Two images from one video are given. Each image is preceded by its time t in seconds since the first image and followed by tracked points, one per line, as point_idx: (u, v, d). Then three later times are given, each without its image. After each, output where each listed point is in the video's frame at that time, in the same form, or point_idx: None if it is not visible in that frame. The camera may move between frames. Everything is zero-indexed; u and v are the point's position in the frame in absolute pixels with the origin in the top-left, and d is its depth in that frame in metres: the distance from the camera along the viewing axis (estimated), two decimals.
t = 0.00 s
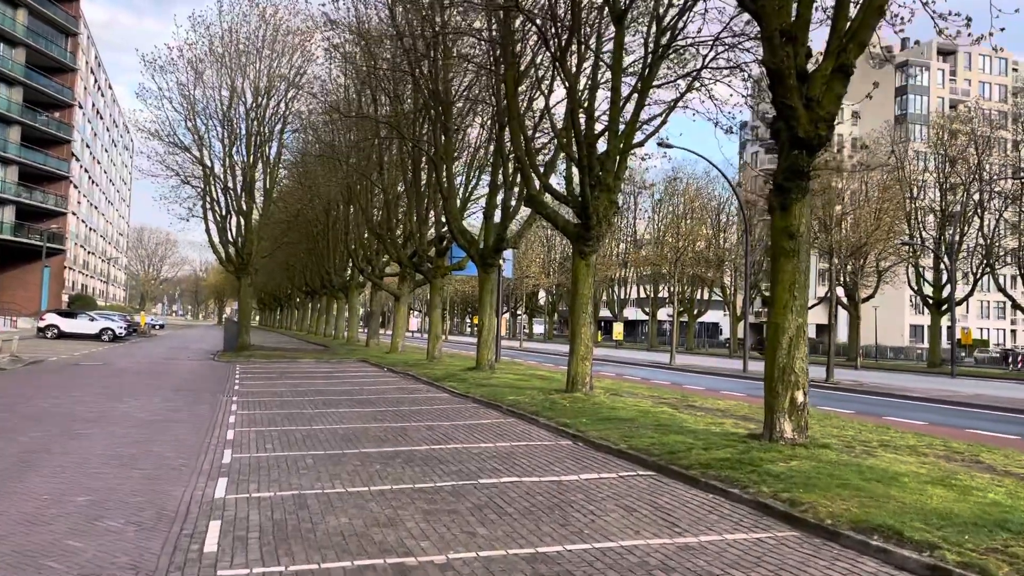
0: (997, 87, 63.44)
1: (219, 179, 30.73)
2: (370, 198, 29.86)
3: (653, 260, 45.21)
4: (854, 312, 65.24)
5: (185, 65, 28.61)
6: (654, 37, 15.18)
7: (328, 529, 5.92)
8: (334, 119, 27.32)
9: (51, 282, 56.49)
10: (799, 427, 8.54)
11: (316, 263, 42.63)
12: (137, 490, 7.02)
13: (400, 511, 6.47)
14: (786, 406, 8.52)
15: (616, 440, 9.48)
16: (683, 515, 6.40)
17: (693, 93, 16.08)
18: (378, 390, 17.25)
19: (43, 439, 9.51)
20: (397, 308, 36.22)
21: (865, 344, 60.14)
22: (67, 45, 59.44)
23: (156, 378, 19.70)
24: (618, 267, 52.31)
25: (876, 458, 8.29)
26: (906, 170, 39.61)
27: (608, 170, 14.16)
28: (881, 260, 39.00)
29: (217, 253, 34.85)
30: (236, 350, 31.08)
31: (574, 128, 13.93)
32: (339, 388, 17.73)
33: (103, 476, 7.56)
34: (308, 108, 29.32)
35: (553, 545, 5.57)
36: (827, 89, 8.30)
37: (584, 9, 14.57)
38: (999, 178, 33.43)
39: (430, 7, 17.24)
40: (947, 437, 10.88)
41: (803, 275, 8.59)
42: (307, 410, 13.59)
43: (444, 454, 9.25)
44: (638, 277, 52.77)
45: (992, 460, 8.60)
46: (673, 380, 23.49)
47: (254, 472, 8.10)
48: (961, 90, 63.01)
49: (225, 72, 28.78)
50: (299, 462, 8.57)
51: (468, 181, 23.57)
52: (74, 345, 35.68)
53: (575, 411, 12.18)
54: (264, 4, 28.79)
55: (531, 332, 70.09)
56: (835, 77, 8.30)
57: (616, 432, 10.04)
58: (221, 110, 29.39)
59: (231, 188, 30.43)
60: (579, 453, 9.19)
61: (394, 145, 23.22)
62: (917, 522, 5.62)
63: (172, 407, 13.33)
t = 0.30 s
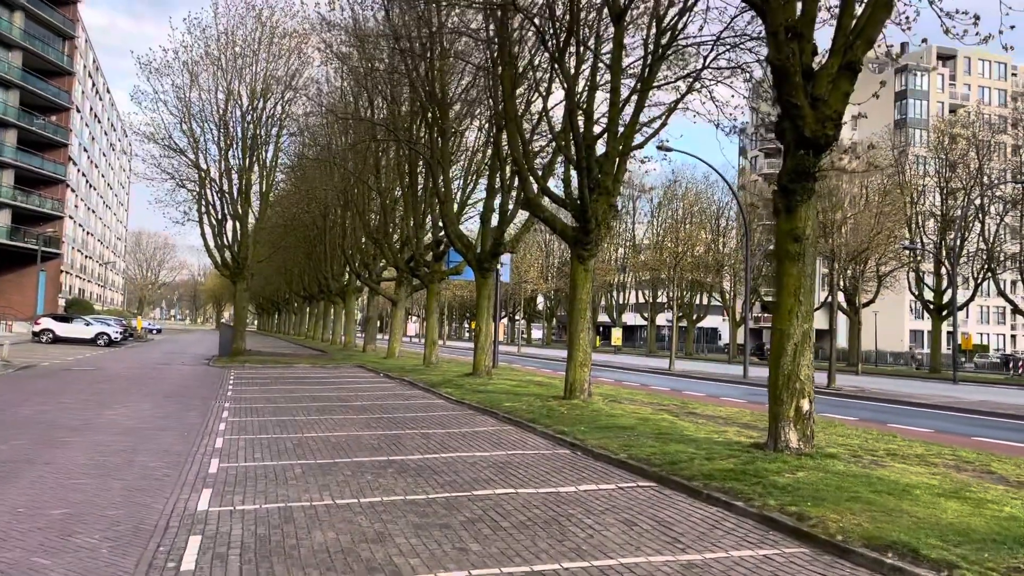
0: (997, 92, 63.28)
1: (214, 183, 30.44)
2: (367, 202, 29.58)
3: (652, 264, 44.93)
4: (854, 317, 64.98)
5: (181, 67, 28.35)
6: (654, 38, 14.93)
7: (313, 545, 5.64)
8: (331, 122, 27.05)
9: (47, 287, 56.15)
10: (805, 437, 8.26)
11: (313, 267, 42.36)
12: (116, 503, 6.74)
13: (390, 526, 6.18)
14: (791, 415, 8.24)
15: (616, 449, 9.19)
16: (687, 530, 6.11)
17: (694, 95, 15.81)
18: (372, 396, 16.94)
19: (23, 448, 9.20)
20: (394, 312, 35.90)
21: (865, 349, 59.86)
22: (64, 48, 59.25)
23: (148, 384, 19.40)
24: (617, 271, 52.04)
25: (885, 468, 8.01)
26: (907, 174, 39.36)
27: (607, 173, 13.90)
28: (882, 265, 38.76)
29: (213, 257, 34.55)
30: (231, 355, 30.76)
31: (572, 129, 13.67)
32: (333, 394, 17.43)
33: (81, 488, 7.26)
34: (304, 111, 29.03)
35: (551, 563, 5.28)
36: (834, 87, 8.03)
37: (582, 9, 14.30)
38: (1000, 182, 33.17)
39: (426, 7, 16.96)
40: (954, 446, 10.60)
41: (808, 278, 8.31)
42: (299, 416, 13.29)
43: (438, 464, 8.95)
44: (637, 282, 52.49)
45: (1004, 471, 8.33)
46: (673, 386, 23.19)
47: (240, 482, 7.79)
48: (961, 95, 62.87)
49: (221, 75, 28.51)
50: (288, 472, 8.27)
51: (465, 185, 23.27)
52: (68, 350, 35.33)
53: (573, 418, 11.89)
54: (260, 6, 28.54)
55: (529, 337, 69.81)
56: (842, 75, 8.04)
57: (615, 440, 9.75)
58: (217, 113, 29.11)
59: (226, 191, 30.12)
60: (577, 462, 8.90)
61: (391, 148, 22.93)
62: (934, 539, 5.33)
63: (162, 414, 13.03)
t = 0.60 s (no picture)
0: (997, 102, 63.31)
1: (211, 190, 30.12)
2: (365, 210, 29.26)
3: (653, 272, 44.63)
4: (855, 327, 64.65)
5: (178, 74, 28.07)
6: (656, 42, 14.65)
7: (301, 568, 5.31)
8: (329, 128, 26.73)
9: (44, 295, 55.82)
10: (817, 451, 7.93)
11: (311, 275, 42.06)
12: (95, 522, 6.39)
13: (384, 546, 5.84)
14: (803, 428, 7.90)
15: (619, 463, 8.85)
16: (698, 551, 5.77)
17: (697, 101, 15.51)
18: (370, 407, 16.59)
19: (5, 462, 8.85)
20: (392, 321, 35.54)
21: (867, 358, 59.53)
22: (63, 56, 59.08)
23: (142, 394, 19.05)
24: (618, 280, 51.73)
25: (903, 485, 7.67)
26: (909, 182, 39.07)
27: (609, 179, 13.62)
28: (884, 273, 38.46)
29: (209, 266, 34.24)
30: (227, 365, 30.40)
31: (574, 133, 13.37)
32: (330, 404, 17.09)
33: (59, 505, 6.92)
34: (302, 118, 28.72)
35: None
36: (846, 89, 7.73)
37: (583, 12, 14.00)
38: (1004, 191, 32.86)
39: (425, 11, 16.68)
40: (968, 460, 10.27)
41: (820, 285, 8.00)
42: (293, 428, 12.92)
43: (435, 478, 8.61)
44: (638, 291, 52.14)
45: None
46: (676, 396, 22.83)
47: (227, 499, 7.45)
48: (961, 104, 62.77)
49: (219, 82, 28.22)
50: (277, 488, 7.93)
51: (465, 193, 22.95)
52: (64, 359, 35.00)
53: (575, 430, 11.54)
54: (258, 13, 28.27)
55: (530, 345, 69.42)
56: (854, 74, 7.75)
57: (618, 454, 9.41)
58: (214, 120, 28.79)
59: (223, 199, 29.78)
60: (579, 477, 8.56)
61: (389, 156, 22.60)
62: (964, 563, 5.00)
63: (152, 426, 12.68)
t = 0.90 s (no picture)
0: (995, 116, 63.36)
1: (207, 204, 29.87)
2: (362, 223, 28.99)
3: (652, 285, 44.37)
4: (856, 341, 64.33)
5: (174, 87, 27.87)
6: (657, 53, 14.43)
7: None
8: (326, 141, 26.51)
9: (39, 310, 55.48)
10: (827, 474, 7.63)
11: (309, 289, 41.78)
12: (72, 552, 6.08)
13: None
14: (812, 450, 7.61)
15: (622, 486, 8.53)
16: None
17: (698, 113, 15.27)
18: (365, 424, 16.25)
19: None
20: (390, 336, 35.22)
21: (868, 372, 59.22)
22: (61, 70, 59.02)
23: (133, 411, 18.73)
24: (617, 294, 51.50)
25: (918, 510, 7.35)
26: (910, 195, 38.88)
27: (609, 192, 13.38)
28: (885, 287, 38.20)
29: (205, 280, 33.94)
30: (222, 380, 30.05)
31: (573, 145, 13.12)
32: (325, 421, 16.75)
33: (36, 532, 6.61)
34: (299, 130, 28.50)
35: None
36: (856, 98, 7.49)
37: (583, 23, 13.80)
38: (1005, 204, 32.67)
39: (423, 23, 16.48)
40: (981, 481, 9.96)
41: (829, 302, 7.72)
42: (286, 447, 12.59)
43: (431, 502, 8.30)
44: (637, 305, 51.87)
45: None
46: (677, 412, 22.50)
47: (212, 525, 7.13)
48: (960, 118, 62.82)
49: (215, 94, 28.02)
50: (266, 513, 7.61)
51: (464, 206, 22.69)
52: (58, 374, 34.61)
53: (575, 450, 11.23)
54: (255, 25, 28.11)
55: (528, 359, 69.08)
56: (863, 84, 7.52)
57: (620, 475, 9.10)
58: (211, 133, 28.55)
59: (219, 212, 29.51)
60: (580, 500, 8.25)
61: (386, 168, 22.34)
62: None
63: (142, 445, 12.35)
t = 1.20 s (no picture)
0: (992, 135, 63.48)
1: (203, 221, 29.61)
2: (358, 239, 28.70)
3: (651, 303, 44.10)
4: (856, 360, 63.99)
5: (171, 104, 27.66)
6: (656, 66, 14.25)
7: None
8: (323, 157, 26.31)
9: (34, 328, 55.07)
10: (838, 498, 7.30)
11: (306, 308, 41.48)
12: None
13: None
14: (823, 472, 7.29)
15: (623, 509, 8.21)
16: None
17: (699, 127, 15.04)
18: (359, 444, 15.87)
19: None
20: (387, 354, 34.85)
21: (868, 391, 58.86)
22: (59, 89, 59.02)
23: (124, 431, 18.37)
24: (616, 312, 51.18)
25: (937, 536, 7.01)
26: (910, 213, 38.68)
27: (609, 207, 13.15)
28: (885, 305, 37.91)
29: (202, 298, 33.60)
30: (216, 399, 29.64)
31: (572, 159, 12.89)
32: (319, 441, 16.37)
33: (7, 560, 6.28)
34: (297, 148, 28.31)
35: None
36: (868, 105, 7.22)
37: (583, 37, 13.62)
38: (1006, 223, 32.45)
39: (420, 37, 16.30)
40: (994, 504, 9.62)
41: (838, 317, 7.43)
42: (277, 468, 12.23)
43: (424, 528, 7.95)
44: (636, 323, 51.57)
45: None
46: (678, 431, 22.11)
47: (192, 552, 6.78)
48: (957, 137, 62.89)
49: (212, 111, 27.84)
50: (250, 539, 7.26)
51: (462, 222, 22.42)
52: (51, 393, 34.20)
53: (575, 471, 10.89)
54: (253, 42, 27.96)
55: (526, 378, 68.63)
56: (872, 92, 7.26)
57: (622, 498, 8.75)
58: (207, 150, 28.32)
59: (215, 230, 29.25)
60: (580, 525, 7.91)
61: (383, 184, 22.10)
62: None
63: (128, 466, 11.98)
